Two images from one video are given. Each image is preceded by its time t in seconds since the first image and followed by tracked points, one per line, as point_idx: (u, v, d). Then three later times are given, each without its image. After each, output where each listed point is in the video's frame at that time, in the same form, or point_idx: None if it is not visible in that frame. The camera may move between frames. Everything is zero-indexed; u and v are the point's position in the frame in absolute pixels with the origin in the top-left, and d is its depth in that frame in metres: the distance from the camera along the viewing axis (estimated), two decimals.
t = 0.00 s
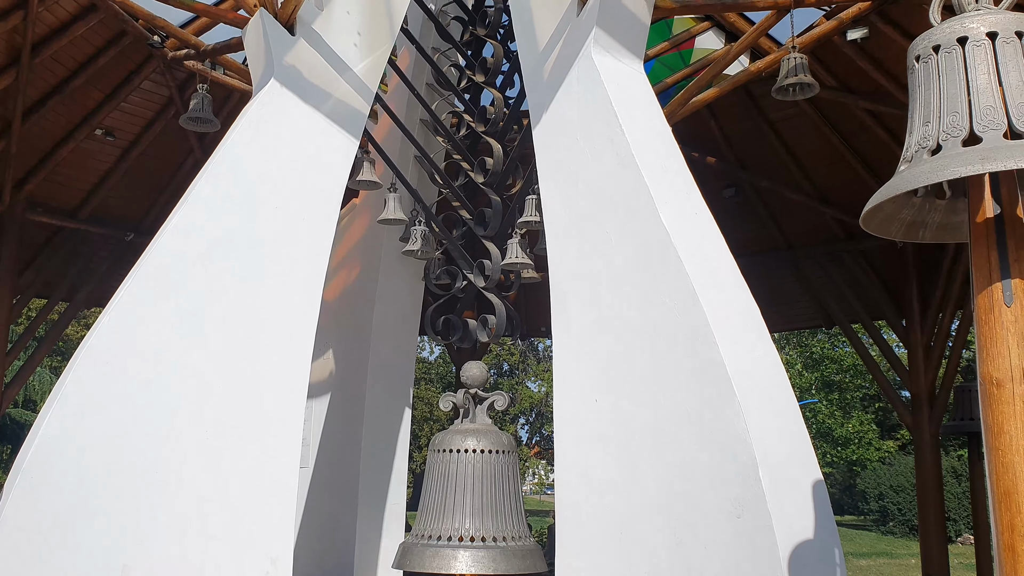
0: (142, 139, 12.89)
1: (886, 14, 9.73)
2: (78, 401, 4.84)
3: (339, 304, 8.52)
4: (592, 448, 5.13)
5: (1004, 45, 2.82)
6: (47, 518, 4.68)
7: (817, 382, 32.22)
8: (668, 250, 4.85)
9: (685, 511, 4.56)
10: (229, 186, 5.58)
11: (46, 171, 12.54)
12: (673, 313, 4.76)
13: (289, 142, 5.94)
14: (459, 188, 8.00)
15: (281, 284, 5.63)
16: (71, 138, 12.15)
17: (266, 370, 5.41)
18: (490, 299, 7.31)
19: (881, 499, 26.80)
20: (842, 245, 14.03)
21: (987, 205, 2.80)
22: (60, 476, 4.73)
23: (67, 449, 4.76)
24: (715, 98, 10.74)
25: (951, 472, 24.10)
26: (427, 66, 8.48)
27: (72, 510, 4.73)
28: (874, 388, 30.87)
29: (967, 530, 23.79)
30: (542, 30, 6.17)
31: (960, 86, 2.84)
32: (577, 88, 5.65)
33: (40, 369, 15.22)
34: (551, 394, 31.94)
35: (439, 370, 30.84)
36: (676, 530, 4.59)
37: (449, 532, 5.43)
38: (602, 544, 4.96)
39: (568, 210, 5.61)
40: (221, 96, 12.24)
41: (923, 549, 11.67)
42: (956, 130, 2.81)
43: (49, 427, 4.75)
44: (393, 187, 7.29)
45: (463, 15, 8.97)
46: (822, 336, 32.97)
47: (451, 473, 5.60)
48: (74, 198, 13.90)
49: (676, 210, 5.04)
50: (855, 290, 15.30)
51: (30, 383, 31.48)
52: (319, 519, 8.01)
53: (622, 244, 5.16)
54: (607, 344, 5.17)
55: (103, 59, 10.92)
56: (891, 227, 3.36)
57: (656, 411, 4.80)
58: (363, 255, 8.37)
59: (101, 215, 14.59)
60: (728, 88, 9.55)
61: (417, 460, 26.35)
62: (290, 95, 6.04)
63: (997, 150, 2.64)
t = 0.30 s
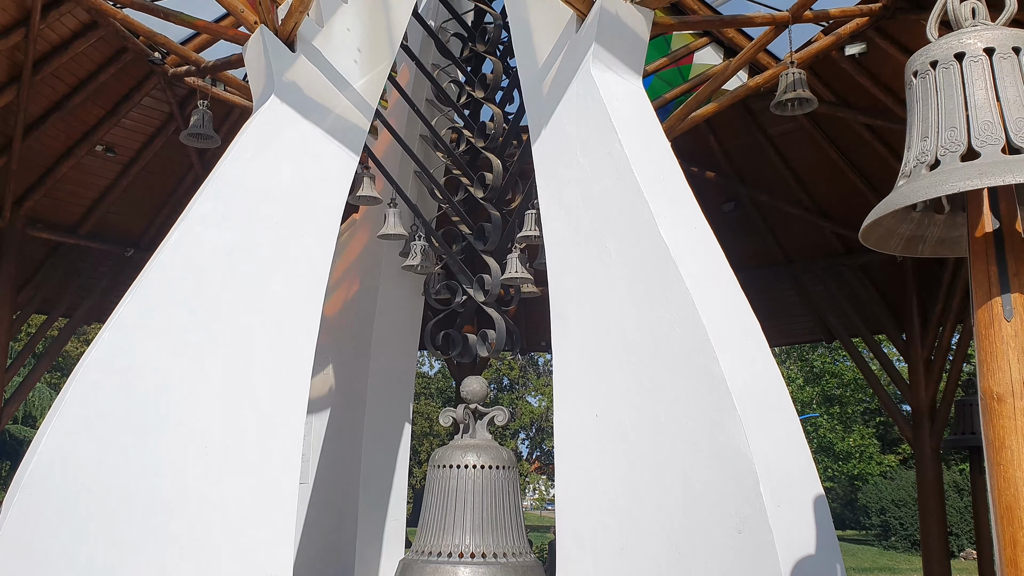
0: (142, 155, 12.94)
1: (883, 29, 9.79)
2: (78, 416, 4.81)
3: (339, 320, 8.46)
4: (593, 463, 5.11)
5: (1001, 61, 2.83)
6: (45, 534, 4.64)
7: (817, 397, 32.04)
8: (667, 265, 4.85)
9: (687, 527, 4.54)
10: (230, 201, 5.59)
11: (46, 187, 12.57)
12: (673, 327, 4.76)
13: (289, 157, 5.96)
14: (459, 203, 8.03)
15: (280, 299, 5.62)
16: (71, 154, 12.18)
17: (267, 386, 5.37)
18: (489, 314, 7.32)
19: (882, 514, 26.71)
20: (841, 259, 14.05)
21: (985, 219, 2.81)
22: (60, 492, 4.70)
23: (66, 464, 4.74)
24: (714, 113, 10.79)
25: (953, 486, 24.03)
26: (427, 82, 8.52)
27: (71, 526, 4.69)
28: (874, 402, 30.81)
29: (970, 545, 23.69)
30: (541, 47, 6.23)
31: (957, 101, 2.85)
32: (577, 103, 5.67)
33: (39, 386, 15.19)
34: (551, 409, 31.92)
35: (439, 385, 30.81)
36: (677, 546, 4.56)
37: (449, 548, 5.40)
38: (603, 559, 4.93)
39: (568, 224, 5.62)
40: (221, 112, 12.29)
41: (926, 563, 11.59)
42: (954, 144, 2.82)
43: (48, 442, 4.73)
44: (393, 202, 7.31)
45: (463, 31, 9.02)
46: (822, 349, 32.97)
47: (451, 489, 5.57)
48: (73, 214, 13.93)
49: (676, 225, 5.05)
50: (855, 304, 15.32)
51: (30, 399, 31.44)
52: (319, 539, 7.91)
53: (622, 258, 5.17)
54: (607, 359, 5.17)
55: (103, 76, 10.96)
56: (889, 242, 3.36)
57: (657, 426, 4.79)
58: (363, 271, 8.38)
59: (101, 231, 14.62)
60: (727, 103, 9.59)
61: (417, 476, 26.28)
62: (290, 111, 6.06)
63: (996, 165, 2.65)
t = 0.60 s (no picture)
0: (143, 170, 12.97)
1: (881, 44, 9.84)
2: (77, 432, 4.80)
3: (339, 334, 8.48)
4: (593, 478, 5.10)
5: (998, 75, 2.84)
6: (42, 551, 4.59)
7: (817, 410, 31.83)
8: (667, 279, 4.85)
9: (687, 541, 4.52)
10: (229, 217, 5.60)
11: (47, 202, 12.59)
12: (673, 341, 4.75)
13: (289, 173, 5.97)
14: (459, 217, 8.04)
15: (279, 314, 5.59)
16: (70, 169, 12.21)
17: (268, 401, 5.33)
18: (489, 328, 7.32)
19: (884, 528, 26.68)
20: (841, 273, 14.06)
21: (984, 233, 2.81)
22: (58, 508, 4.67)
23: (65, 481, 4.71)
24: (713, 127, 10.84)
25: (954, 500, 23.97)
26: (426, 97, 8.55)
27: (68, 542, 4.66)
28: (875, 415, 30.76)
29: (972, 559, 23.63)
30: (541, 63, 6.26)
31: (955, 116, 2.86)
32: (576, 118, 5.70)
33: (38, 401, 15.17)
34: (551, 423, 31.89)
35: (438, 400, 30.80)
36: (677, 561, 4.54)
37: (449, 563, 5.36)
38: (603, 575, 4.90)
39: (568, 239, 5.63)
40: (221, 128, 12.33)
41: None
42: (952, 159, 2.83)
43: (47, 458, 4.69)
44: (393, 217, 7.31)
45: (463, 47, 9.07)
46: (822, 363, 32.94)
47: (451, 503, 5.54)
48: (73, 229, 13.96)
49: (675, 239, 5.06)
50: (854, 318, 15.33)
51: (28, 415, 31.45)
52: (319, 555, 7.90)
53: (621, 272, 5.17)
54: (607, 373, 5.16)
55: (104, 91, 11.00)
56: (888, 256, 3.36)
57: (657, 441, 4.78)
58: (362, 285, 8.40)
59: (101, 246, 14.65)
60: (725, 117, 9.61)
61: (416, 491, 26.23)
62: (290, 127, 6.08)
63: (994, 180, 2.65)
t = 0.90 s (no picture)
0: (143, 186, 13.01)
1: (879, 59, 9.88)
2: (76, 449, 4.78)
3: (339, 348, 8.33)
4: (595, 493, 5.08)
5: (995, 92, 2.85)
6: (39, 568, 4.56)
7: (817, 425, 31.58)
8: (666, 294, 4.85)
9: (688, 557, 4.49)
10: (229, 232, 5.61)
11: (47, 218, 12.61)
12: (673, 356, 4.74)
13: (289, 188, 5.98)
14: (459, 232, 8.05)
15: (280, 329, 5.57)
16: (71, 185, 12.24)
17: (268, 417, 5.30)
18: (489, 343, 7.31)
19: (886, 543, 26.59)
20: (840, 288, 14.07)
21: (984, 249, 2.82)
22: (57, 526, 4.64)
23: (65, 499, 4.69)
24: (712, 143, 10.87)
25: (956, 515, 23.91)
26: (426, 113, 8.58)
27: (66, 559, 4.61)
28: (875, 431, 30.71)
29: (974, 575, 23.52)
30: (540, 79, 6.28)
31: (954, 133, 2.88)
32: (576, 134, 5.72)
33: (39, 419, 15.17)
34: (551, 439, 31.86)
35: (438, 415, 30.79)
36: None
37: None
38: None
39: (569, 254, 5.64)
40: (222, 143, 12.37)
41: None
42: (951, 175, 2.83)
43: (47, 475, 4.69)
44: (393, 232, 7.33)
45: (462, 64, 9.12)
46: (822, 378, 32.80)
47: (451, 520, 5.51)
48: (73, 245, 13.98)
49: (675, 254, 5.06)
50: (855, 333, 15.32)
51: (27, 431, 31.44)
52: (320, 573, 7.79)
53: (621, 287, 5.18)
54: (608, 389, 5.15)
55: (105, 107, 11.04)
56: (888, 272, 3.37)
57: (658, 456, 4.76)
58: (362, 300, 8.42)
59: (101, 262, 14.68)
60: (724, 133, 9.63)
61: (416, 506, 26.17)
62: (290, 143, 6.11)
63: (993, 196, 2.66)
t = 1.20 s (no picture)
0: (144, 198, 13.03)
1: (878, 71, 9.91)
2: (76, 459, 4.76)
3: (339, 359, 8.34)
4: (596, 505, 5.06)
5: (995, 104, 2.86)
6: None
7: (818, 437, 31.33)
8: (667, 306, 4.85)
9: (689, 569, 4.46)
10: (230, 243, 5.61)
11: (48, 229, 12.61)
12: (674, 367, 4.73)
13: (290, 199, 5.98)
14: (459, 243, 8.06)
15: (281, 340, 5.57)
16: (73, 196, 12.25)
17: (267, 427, 5.28)
18: (489, 355, 7.29)
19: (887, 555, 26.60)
20: (840, 299, 14.08)
21: (984, 261, 2.82)
22: (56, 537, 4.61)
23: (65, 510, 4.66)
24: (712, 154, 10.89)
25: (958, 527, 23.90)
26: (427, 124, 8.60)
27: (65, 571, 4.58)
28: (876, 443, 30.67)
29: None
30: (541, 91, 6.30)
31: (953, 145, 2.88)
32: (576, 145, 5.73)
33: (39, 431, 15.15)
34: (551, 450, 31.83)
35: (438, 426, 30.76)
36: None
37: None
38: None
39: (569, 266, 5.65)
40: (222, 155, 12.41)
41: None
42: (951, 187, 2.84)
43: (46, 486, 4.66)
44: (393, 243, 7.33)
45: (463, 76, 9.16)
46: (822, 390, 32.72)
47: (451, 532, 5.49)
48: (74, 256, 13.99)
49: (675, 265, 5.06)
50: (855, 344, 15.33)
51: (26, 442, 31.41)
52: None
53: (622, 298, 5.18)
54: (609, 400, 5.15)
55: (106, 119, 11.06)
56: (889, 283, 3.37)
57: (659, 468, 4.74)
58: (362, 311, 8.44)
59: (102, 273, 14.69)
60: (724, 145, 9.65)
61: (416, 518, 26.12)
62: (291, 154, 6.12)
63: (994, 208, 2.66)
